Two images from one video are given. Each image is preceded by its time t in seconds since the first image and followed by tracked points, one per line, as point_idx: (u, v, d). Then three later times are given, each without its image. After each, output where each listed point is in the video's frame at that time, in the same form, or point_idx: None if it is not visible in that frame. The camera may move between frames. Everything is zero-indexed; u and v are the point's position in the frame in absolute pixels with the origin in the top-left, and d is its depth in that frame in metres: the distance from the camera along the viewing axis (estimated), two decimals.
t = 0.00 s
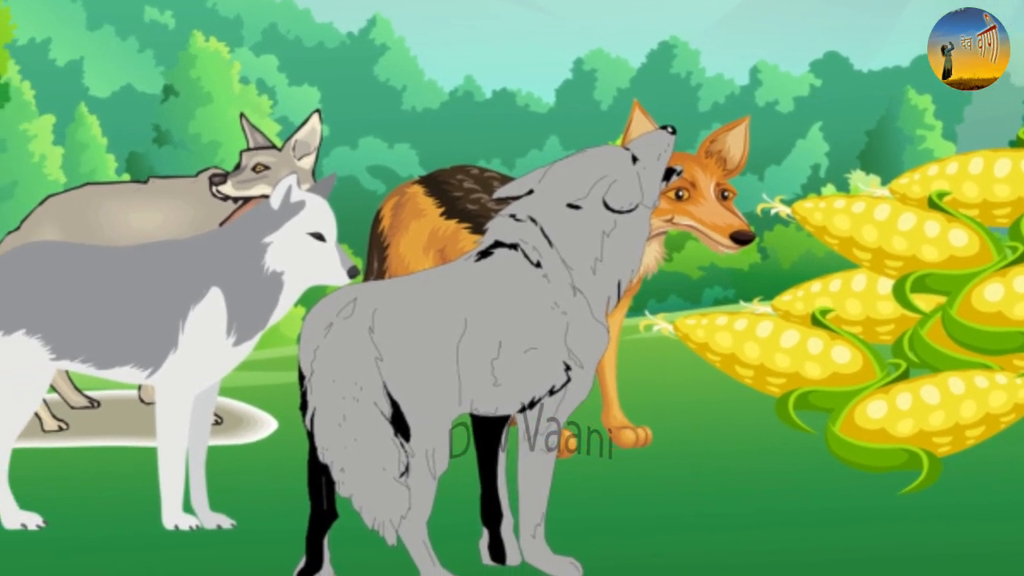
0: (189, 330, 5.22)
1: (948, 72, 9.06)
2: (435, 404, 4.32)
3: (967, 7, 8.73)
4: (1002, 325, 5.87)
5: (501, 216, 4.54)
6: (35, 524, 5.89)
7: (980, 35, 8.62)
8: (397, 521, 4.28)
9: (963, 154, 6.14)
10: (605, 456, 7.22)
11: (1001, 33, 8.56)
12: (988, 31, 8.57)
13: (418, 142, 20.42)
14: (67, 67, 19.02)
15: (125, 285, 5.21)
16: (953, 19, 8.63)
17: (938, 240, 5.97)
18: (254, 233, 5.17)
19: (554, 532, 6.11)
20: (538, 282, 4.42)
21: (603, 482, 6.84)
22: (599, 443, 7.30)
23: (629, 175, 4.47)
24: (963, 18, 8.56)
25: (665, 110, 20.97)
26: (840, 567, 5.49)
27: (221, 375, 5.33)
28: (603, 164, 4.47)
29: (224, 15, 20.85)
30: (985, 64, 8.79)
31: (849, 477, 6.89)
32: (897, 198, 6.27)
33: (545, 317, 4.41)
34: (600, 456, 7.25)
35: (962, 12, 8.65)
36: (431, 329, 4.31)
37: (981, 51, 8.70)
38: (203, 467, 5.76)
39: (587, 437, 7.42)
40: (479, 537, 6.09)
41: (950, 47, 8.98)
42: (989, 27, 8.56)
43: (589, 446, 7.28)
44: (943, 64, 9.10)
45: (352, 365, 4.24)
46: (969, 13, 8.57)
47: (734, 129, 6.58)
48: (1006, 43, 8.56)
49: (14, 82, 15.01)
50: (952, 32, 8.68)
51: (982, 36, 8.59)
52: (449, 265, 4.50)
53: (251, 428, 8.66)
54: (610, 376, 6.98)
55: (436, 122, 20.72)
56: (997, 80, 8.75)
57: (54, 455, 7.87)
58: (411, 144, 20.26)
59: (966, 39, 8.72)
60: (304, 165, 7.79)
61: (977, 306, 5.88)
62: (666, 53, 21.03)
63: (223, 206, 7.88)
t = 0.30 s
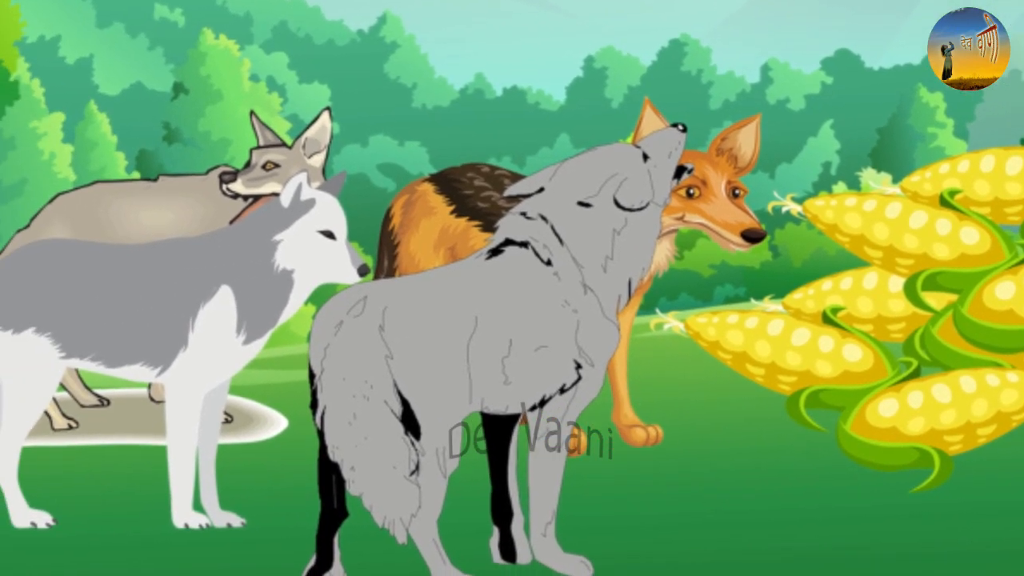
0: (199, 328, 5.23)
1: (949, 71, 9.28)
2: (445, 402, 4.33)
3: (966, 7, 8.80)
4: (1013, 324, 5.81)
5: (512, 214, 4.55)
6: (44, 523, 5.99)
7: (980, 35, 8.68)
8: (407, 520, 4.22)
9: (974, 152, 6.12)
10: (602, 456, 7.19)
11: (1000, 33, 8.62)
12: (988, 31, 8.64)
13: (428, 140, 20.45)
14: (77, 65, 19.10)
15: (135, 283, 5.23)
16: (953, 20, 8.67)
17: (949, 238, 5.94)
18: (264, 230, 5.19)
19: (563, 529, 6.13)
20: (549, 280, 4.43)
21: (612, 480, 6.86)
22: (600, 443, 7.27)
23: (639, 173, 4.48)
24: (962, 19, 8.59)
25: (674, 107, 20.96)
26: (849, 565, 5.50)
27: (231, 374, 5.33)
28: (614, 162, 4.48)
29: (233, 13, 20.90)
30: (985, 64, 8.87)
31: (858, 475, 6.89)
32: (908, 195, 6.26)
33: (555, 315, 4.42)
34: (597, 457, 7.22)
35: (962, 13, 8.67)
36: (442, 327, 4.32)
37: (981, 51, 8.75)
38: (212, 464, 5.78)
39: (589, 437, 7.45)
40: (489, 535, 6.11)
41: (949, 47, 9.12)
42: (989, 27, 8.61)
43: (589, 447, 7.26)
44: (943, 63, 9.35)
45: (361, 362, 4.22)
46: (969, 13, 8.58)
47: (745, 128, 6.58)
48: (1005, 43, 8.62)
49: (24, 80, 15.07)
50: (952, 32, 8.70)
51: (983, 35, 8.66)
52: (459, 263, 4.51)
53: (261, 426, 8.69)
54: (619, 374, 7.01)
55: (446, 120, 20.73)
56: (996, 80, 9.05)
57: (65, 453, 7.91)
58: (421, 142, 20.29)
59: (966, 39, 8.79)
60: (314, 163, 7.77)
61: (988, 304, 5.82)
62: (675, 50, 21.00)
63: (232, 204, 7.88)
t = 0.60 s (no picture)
0: (173, 329, 5.10)
1: (949, 71, 9.09)
2: (419, 405, 4.23)
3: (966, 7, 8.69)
4: (993, 325, 5.73)
5: (487, 214, 4.45)
6: (15, 526, 5.79)
7: (980, 35, 8.56)
8: (382, 523, 4.21)
9: (953, 151, 6.04)
10: (601, 456, 7.13)
11: (1000, 33, 8.47)
12: (988, 31, 8.51)
13: (404, 139, 20.31)
14: (49, 64, 18.86)
15: (109, 284, 5.10)
16: (952, 19, 8.55)
17: (928, 238, 5.88)
18: (238, 231, 5.05)
19: (541, 531, 6.06)
20: (525, 281, 4.33)
21: (590, 480, 6.79)
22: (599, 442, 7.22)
23: (616, 172, 4.38)
24: (962, 19, 8.51)
25: (651, 107, 20.92)
26: (828, 566, 5.45)
27: (206, 374, 5.22)
28: (590, 161, 4.38)
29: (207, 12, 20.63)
30: (984, 64, 8.75)
31: (838, 477, 6.84)
32: (887, 195, 6.17)
33: (531, 316, 4.32)
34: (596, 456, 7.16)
35: (961, 13, 8.59)
36: (416, 329, 4.21)
37: (981, 52, 8.62)
38: (186, 465, 5.67)
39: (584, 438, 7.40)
40: (466, 537, 6.02)
41: (950, 47, 8.95)
42: (989, 28, 8.49)
43: (587, 447, 7.21)
44: (943, 65, 9.11)
45: (336, 364, 4.15)
46: (968, 14, 8.51)
47: (722, 127, 6.51)
48: (1006, 43, 8.48)
49: None
50: (952, 32, 8.60)
51: (983, 35, 8.53)
52: (433, 263, 4.41)
53: (235, 428, 8.56)
54: (596, 376, 6.90)
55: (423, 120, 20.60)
56: (996, 79, 8.83)
57: (33, 455, 7.76)
58: (397, 141, 20.15)
59: (966, 40, 8.67)
60: (288, 163, 7.61)
61: (968, 305, 5.74)
62: (653, 50, 20.97)
63: (206, 204, 7.73)
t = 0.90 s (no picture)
0: (145, 330, 4.99)
1: (950, 71, 9.18)
2: (393, 407, 4.12)
3: (966, 6, 8.59)
4: (973, 326, 5.66)
5: (463, 214, 4.36)
6: None
7: (980, 35, 8.51)
8: (356, 525, 4.14)
9: (933, 151, 5.98)
10: (602, 456, 7.09)
11: (1000, 33, 8.50)
12: (988, 31, 8.47)
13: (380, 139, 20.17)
14: (20, 62, 18.61)
15: (80, 284, 5.00)
16: (952, 20, 8.43)
17: (907, 239, 5.80)
18: (210, 231, 4.90)
19: (520, 532, 5.98)
20: (500, 282, 4.24)
21: (569, 481, 6.71)
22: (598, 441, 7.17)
23: (592, 172, 4.29)
24: (963, 19, 8.40)
25: (628, 107, 20.87)
26: (806, 567, 5.40)
27: (178, 375, 5.12)
28: (566, 161, 4.29)
29: (179, 10, 20.24)
30: (985, 63, 8.83)
31: (818, 477, 6.78)
32: (866, 195, 6.10)
33: (506, 317, 4.23)
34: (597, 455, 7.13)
35: (961, 12, 8.47)
36: (390, 330, 4.10)
37: (981, 51, 8.65)
38: (160, 468, 5.53)
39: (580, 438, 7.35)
40: (442, 539, 5.92)
41: (950, 47, 8.88)
42: (990, 28, 8.44)
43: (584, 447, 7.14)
44: (942, 65, 9.15)
45: (309, 365, 4.05)
46: (968, 13, 8.41)
47: (699, 126, 6.44)
48: (1006, 42, 8.55)
49: None
50: (952, 32, 8.46)
51: (984, 35, 8.49)
52: (407, 264, 4.30)
53: (209, 429, 8.42)
54: (572, 377, 6.81)
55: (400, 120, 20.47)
56: (996, 79, 9.17)
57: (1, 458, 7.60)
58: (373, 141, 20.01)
59: (967, 40, 8.60)
60: (262, 162, 7.51)
61: (948, 306, 5.67)
62: (630, 49, 20.89)
63: (179, 204, 7.60)
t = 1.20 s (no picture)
0: (117, 331, 4.87)
1: (948, 72, 9.04)
2: (367, 408, 4.03)
3: (966, 6, 8.55)
4: (952, 327, 5.61)
5: (437, 214, 4.26)
6: None
7: (979, 36, 8.34)
8: (330, 528, 4.05)
9: (911, 151, 5.87)
10: (601, 456, 7.07)
11: (1001, 31, 8.59)
12: (988, 31, 8.56)
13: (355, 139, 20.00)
14: None
15: (52, 285, 4.90)
16: (951, 20, 8.26)
17: (886, 239, 5.69)
18: (183, 231, 4.75)
19: (496, 535, 5.88)
20: (475, 282, 4.15)
21: (548, 483, 6.62)
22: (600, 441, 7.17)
23: (569, 171, 4.21)
24: (962, 20, 8.26)
25: (605, 108, 20.79)
26: (787, 568, 5.34)
27: (150, 377, 5.01)
28: (541, 161, 4.20)
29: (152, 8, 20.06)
30: (985, 63, 8.87)
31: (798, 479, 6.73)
32: (844, 196, 5.96)
33: (481, 318, 4.14)
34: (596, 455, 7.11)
35: (961, 12, 8.32)
36: (363, 332, 4.00)
37: (980, 52, 8.78)
38: (132, 470, 5.38)
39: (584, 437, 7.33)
40: (416, 542, 5.81)
41: (950, 47, 8.61)
42: (989, 28, 8.38)
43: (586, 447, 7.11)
44: (944, 66, 9.03)
45: (282, 366, 3.95)
46: (968, 13, 8.28)
47: (676, 125, 6.35)
48: (1005, 42, 8.73)
49: None
50: (952, 32, 8.26)
51: (984, 34, 8.56)
52: (381, 264, 4.20)
53: (182, 431, 8.28)
54: (548, 378, 6.68)
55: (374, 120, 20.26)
56: (996, 79, 9.20)
57: None
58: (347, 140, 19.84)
59: (966, 40, 8.36)
60: (235, 162, 7.49)
61: (927, 307, 5.61)
62: (606, 48, 20.78)
63: (152, 203, 7.46)
